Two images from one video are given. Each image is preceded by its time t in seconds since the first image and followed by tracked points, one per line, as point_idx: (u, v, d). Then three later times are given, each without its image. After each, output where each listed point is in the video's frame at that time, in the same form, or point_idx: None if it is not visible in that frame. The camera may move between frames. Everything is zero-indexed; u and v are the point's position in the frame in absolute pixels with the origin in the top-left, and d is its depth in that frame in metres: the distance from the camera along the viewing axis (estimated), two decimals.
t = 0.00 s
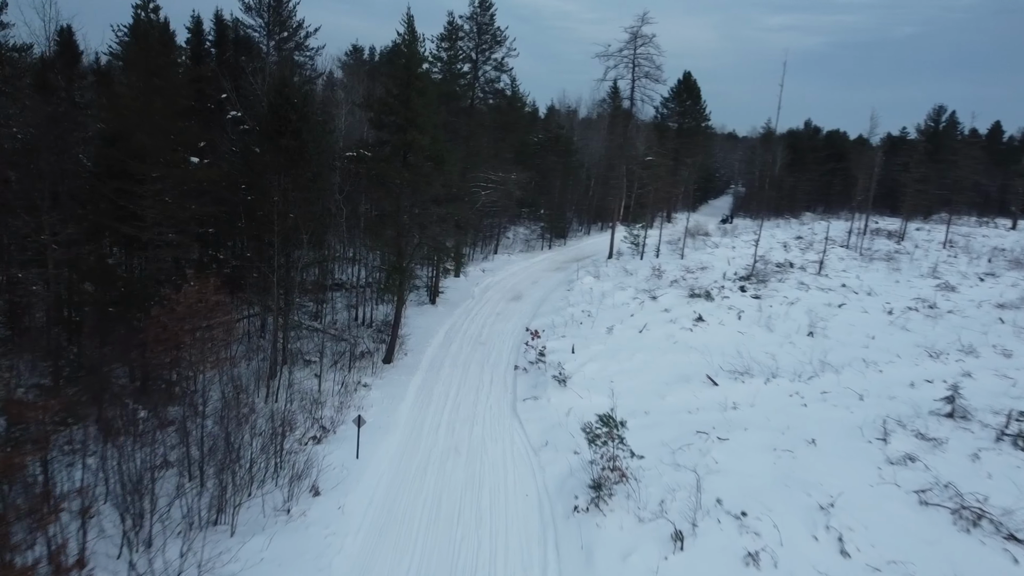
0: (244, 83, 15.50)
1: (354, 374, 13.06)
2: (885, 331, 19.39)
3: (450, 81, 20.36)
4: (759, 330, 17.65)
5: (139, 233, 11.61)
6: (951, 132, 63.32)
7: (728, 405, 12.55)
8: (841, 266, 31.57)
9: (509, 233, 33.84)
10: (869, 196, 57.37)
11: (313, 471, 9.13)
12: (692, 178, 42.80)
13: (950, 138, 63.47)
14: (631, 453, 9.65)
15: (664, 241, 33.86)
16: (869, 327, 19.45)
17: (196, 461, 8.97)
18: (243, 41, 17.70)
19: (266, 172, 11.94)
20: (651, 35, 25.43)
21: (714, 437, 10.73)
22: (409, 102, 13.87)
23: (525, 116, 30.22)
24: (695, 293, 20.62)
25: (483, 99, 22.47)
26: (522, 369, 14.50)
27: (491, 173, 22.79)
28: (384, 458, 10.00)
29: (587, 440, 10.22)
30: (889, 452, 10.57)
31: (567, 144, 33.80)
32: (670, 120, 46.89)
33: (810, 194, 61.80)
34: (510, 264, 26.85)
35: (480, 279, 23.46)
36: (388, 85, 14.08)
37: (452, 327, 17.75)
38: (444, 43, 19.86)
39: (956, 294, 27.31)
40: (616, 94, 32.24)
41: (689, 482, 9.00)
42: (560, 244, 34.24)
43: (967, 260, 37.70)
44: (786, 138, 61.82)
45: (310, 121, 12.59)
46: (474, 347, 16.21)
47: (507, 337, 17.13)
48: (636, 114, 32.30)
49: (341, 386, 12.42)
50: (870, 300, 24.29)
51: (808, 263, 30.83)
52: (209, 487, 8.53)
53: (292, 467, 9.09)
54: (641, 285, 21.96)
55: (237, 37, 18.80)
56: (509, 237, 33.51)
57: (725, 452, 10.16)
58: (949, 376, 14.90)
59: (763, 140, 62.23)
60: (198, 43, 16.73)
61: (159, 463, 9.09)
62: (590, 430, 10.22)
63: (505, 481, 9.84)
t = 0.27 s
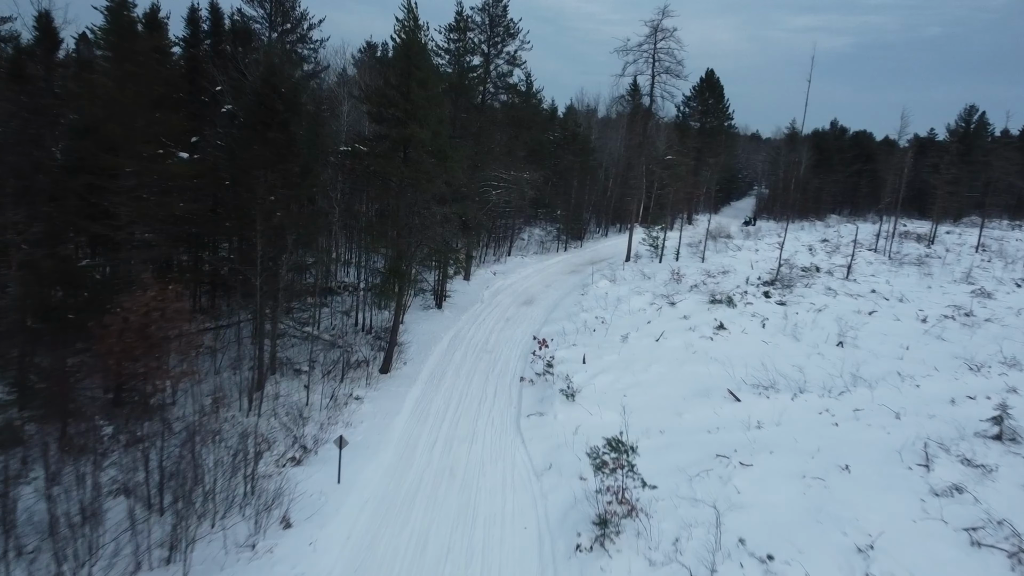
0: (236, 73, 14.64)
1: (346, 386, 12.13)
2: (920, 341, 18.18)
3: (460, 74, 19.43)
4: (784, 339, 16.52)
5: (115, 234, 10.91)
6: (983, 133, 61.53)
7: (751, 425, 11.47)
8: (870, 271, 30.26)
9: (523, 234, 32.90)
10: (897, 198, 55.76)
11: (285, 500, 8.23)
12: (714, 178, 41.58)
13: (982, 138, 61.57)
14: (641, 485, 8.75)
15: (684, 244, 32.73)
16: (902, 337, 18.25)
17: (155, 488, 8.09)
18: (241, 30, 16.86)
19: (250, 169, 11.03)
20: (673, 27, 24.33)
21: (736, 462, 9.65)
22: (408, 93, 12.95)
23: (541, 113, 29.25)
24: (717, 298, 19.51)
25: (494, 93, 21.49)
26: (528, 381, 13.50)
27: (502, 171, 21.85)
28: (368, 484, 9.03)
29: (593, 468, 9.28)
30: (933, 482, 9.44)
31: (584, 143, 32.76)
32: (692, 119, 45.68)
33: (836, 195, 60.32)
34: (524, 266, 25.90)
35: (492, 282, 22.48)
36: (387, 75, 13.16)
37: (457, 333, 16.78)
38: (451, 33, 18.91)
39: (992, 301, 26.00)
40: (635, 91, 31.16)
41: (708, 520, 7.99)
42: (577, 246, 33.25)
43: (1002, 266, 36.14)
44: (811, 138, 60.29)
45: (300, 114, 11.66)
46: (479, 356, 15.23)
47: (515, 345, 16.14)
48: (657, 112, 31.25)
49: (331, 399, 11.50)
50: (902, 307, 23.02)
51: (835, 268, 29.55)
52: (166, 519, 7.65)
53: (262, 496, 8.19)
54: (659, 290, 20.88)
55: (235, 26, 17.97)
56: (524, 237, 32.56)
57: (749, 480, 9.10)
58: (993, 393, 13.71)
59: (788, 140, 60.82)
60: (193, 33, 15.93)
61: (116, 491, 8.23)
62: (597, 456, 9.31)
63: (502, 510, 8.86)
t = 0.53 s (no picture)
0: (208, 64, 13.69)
1: (325, 403, 11.18)
2: (945, 351, 17.09)
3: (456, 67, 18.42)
4: (802, 349, 15.46)
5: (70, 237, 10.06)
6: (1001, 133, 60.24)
7: (768, 447, 10.44)
8: (888, 275, 29.08)
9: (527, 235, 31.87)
10: (913, 199, 54.43)
11: (240, 539, 7.25)
12: (724, 178, 40.43)
13: (1001, 139, 60.19)
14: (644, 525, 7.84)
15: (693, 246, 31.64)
16: (926, 346, 17.16)
17: (92, 523, 7.21)
18: (223, 19, 15.89)
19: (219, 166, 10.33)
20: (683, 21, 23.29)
21: (752, 493, 8.63)
22: (396, 84, 12.09)
23: (545, 110, 28.23)
24: (729, 304, 18.43)
25: (492, 86, 20.46)
26: (524, 395, 12.51)
27: (501, 169, 20.83)
28: (339, 518, 8.01)
29: (592, 503, 8.39)
30: (974, 515, 8.41)
31: (590, 141, 31.72)
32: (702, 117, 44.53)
33: (850, 196, 59.10)
34: (527, 269, 24.90)
35: (492, 287, 21.45)
36: (371, 65, 12.41)
37: (452, 341, 15.80)
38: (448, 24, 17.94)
39: (1016, 306, 24.89)
40: (644, 88, 30.06)
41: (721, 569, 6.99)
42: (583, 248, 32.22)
43: None
44: (824, 138, 59.00)
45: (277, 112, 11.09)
46: (474, 368, 14.22)
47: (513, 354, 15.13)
48: (667, 110, 30.23)
49: (307, 417, 10.54)
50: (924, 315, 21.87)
51: (852, 271, 28.39)
52: (99, 563, 6.69)
53: (213, 535, 7.23)
54: (668, 295, 19.82)
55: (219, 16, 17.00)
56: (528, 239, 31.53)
57: (767, 513, 8.08)
58: None
59: (801, 140, 59.62)
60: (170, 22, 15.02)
61: (47, 529, 7.29)
62: (596, 489, 8.44)
63: (489, 548, 7.86)
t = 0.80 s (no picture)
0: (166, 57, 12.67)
1: (291, 428, 10.24)
2: (962, 360, 16.09)
3: (441, 61, 17.40)
4: (811, 360, 14.43)
5: (1, 246, 9.11)
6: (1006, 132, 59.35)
7: (779, 475, 9.46)
8: (895, 277, 28.06)
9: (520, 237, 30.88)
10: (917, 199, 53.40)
11: None
12: (725, 178, 39.43)
13: (1005, 138, 59.30)
14: None
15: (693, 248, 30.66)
16: (942, 356, 16.15)
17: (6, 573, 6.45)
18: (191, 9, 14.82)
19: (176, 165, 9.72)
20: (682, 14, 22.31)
21: (764, 533, 7.57)
22: (371, 76, 11.14)
23: (538, 108, 27.25)
24: (732, 310, 17.40)
25: (483, 78, 19.23)
26: (511, 415, 11.52)
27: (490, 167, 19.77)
28: (288, 569, 6.88)
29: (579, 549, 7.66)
30: (1017, 558, 7.40)
31: (586, 140, 30.74)
32: (701, 116, 43.50)
33: (852, 196, 58.16)
34: (520, 273, 23.91)
35: (482, 293, 20.41)
36: (342, 56, 11.47)
37: (437, 353, 14.80)
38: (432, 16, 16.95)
39: None
40: (641, 85, 29.06)
41: None
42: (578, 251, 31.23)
43: None
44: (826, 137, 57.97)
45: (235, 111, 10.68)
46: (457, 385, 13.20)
47: (501, 368, 14.14)
48: (666, 107, 29.26)
49: (270, 445, 9.56)
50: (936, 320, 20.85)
51: (858, 274, 27.38)
52: None
53: None
54: (668, 301, 18.79)
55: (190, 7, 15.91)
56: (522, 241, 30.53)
57: (783, 559, 7.09)
58: None
59: (802, 139, 58.65)
60: (129, 11, 13.90)
61: None
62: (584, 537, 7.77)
63: None
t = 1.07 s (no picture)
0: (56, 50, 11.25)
1: (201, 469, 9.21)
2: (924, 357, 15.59)
3: (374, 54, 16.31)
4: (771, 364, 13.74)
5: None
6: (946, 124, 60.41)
7: (747, 501, 8.65)
8: (848, 271, 27.81)
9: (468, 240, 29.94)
10: (863, 191, 53.87)
11: None
12: (675, 175, 39.04)
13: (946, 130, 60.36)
14: None
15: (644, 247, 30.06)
16: (902, 353, 15.65)
17: None
18: None
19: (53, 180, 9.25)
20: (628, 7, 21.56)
21: (733, 575, 6.70)
22: (287, 68, 10.09)
23: (482, 106, 26.32)
24: (687, 312, 16.69)
25: (422, 70, 18.11)
26: (453, 441, 10.53)
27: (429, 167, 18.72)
28: None
29: None
30: None
31: (533, 138, 29.92)
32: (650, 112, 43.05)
33: (799, 189, 58.53)
34: (468, 278, 22.92)
35: (427, 301, 19.39)
36: (254, 48, 10.33)
37: (374, 372, 13.72)
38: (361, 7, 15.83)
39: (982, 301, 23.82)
40: (588, 80, 28.33)
41: None
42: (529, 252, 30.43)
43: (982, 261, 34.05)
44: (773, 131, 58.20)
45: (98, 116, 9.65)
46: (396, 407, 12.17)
47: (444, 386, 13.14)
48: (614, 103, 28.56)
49: (172, 493, 8.53)
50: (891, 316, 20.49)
51: (811, 269, 27.04)
52: None
53: None
54: (621, 304, 18.01)
55: None
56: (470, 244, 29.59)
57: None
58: None
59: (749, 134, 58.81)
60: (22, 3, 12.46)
61: None
62: None
63: None
